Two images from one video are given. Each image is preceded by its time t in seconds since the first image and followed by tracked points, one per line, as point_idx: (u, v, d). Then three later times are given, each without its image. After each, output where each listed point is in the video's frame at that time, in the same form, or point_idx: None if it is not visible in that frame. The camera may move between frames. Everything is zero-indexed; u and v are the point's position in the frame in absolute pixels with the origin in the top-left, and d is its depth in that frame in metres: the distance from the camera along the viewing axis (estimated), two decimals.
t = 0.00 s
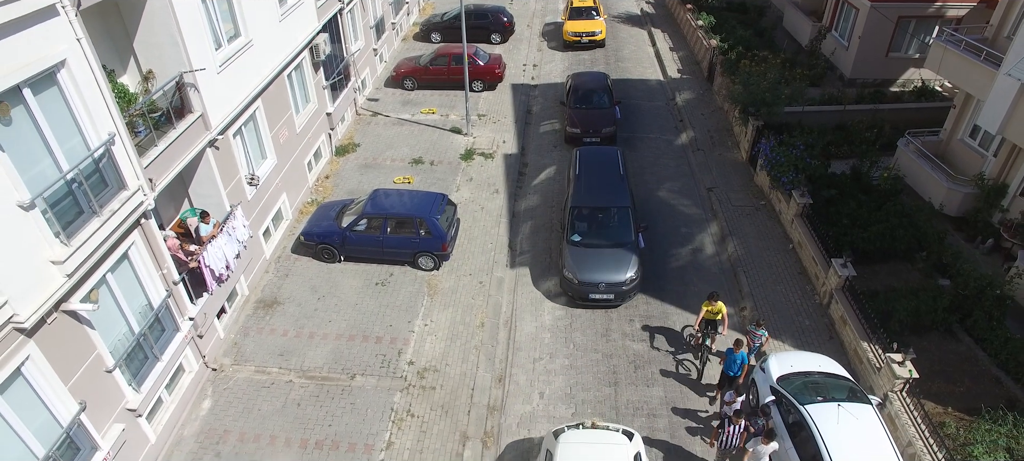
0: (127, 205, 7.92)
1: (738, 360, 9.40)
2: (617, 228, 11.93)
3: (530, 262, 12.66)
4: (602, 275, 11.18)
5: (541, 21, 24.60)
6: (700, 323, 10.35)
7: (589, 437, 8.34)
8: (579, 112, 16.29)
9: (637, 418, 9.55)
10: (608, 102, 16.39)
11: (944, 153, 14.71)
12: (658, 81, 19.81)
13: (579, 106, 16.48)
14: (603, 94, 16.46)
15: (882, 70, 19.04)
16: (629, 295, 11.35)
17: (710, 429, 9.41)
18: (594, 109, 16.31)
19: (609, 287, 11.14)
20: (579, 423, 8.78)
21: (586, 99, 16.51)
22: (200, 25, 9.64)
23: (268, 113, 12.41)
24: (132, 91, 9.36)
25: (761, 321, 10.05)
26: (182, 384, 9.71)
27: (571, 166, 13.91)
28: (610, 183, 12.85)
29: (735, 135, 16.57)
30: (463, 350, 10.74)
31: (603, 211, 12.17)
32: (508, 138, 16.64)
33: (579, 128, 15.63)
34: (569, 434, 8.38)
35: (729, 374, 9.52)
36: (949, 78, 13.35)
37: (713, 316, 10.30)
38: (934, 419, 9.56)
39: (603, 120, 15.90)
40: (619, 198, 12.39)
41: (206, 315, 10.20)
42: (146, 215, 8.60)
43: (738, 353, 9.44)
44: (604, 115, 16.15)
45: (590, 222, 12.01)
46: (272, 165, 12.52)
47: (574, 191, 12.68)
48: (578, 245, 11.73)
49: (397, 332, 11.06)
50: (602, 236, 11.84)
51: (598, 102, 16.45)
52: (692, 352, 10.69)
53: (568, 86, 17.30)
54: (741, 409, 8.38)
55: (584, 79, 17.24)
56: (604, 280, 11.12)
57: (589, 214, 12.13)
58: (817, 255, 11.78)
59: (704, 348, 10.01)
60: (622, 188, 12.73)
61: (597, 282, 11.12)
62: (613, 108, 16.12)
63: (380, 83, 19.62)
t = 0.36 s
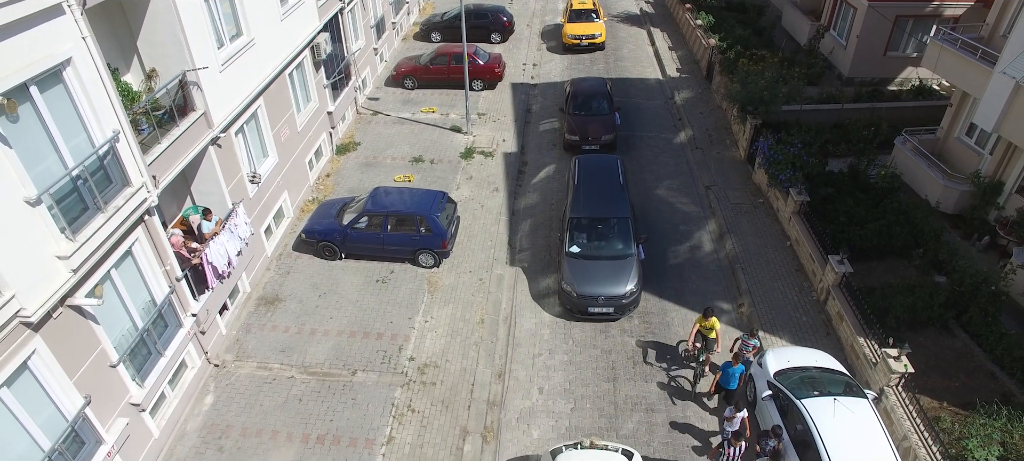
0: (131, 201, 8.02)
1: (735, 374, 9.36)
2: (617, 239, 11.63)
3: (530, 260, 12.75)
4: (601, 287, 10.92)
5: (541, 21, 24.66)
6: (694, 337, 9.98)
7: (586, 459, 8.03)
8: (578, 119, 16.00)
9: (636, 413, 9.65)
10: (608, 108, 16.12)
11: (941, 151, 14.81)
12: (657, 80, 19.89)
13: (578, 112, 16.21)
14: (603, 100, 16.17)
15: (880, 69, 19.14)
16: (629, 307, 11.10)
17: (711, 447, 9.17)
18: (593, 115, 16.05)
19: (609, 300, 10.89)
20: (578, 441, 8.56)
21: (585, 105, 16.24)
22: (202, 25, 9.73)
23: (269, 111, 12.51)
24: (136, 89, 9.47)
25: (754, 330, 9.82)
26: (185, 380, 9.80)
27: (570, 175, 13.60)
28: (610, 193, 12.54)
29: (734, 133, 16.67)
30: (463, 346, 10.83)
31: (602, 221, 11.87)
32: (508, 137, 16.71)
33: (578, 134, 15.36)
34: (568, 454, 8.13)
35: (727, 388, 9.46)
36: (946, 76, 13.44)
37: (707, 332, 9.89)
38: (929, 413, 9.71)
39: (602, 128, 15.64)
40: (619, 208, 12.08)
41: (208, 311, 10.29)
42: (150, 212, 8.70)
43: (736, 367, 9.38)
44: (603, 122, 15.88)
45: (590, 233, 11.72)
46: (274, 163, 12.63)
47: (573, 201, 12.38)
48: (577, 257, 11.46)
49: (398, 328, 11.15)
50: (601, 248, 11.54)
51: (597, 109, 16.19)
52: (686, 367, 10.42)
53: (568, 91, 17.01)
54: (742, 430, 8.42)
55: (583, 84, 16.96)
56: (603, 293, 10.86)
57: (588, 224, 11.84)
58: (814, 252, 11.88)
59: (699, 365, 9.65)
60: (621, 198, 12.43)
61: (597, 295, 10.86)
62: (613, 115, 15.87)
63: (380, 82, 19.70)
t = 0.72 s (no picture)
0: (132, 199, 8.06)
1: (739, 388, 8.73)
2: (616, 252, 11.29)
3: (530, 258, 12.77)
4: (600, 302, 10.59)
5: (540, 20, 24.65)
6: (690, 357, 9.69)
7: None
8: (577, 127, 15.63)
9: (634, 411, 9.69)
10: (608, 117, 15.69)
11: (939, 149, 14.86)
12: (656, 79, 19.91)
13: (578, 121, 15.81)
14: (603, 108, 15.78)
15: (879, 68, 19.20)
16: (630, 322, 10.76)
17: None
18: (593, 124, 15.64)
19: (609, 315, 10.55)
20: None
21: (585, 112, 15.87)
22: (203, 24, 9.76)
23: (269, 110, 12.55)
24: (136, 87, 9.49)
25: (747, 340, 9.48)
26: (185, 377, 9.83)
27: (568, 185, 13.23)
28: (609, 204, 12.16)
29: (733, 132, 16.70)
30: (463, 344, 10.85)
31: (602, 234, 11.51)
32: (507, 136, 16.72)
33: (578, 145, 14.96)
34: None
35: (730, 404, 8.82)
36: (944, 75, 13.48)
37: (702, 351, 9.64)
38: (926, 410, 9.81)
39: (602, 137, 15.24)
40: (619, 220, 11.72)
41: (208, 309, 10.33)
42: (150, 210, 8.73)
43: (739, 382, 8.79)
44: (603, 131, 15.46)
45: (589, 245, 11.37)
46: (274, 161, 12.67)
47: (572, 212, 12.02)
48: (576, 270, 11.12)
49: (397, 326, 11.19)
50: (600, 261, 11.19)
51: (597, 117, 15.78)
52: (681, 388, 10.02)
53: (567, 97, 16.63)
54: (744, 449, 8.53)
55: (583, 91, 16.52)
56: (603, 308, 10.52)
57: (587, 236, 11.50)
58: (812, 250, 11.92)
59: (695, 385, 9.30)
60: (621, 209, 12.05)
61: (596, 310, 10.53)
62: (613, 124, 15.47)
63: (380, 81, 19.72)
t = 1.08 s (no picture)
0: (133, 198, 8.08)
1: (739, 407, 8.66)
2: (617, 266, 10.94)
3: (530, 257, 12.77)
4: (601, 318, 10.26)
5: (540, 20, 24.62)
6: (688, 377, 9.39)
7: None
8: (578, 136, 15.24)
9: (635, 409, 9.71)
10: (609, 125, 15.34)
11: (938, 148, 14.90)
12: (656, 79, 19.92)
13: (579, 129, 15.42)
14: (603, 117, 15.40)
15: (878, 67, 19.23)
16: (631, 339, 10.42)
17: None
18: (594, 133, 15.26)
19: (609, 332, 10.21)
20: None
21: (585, 120, 15.50)
22: (204, 23, 9.78)
23: (270, 109, 12.57)
24: (137, 87, 9.51)
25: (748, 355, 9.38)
26: (187, 376, 9.85)
27: (568, 196, 12.88)
28: (609, 216, 11.80)
29: (733, 131, 16.72)
30: (464, 342, 10.87)
31: (602, 247, 11.16)
32: (507, 135, 16.72)
33: (578, 155, 14.57)
34: None
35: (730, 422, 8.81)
36: (943, 74, 13.50)
37: (701, 370, 9.38)
38: (926, 408, 9.88)
39: (603, 147, 14.86)
40: (619, 233, 11.36)
41: (210, 308, 10.34)
42: (152, 209, 8.75)
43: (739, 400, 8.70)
44: (604, 140, 15.10)
45: (588, 258, 11.03)
46: (275, 161, 12.70)
47: (571, 224, 11.68)
48: (575, 285, 10.78)
49: (398, 325, 11.21)
50: (601, 276, 10.85)
51: (598, 125, 15.40)
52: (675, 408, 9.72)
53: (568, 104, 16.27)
54: None
55: (583, 98, 16.16)
56: (602, 325, 10.18)
57: (587, 250, 11.15)
58: (812, 248, 11.96)
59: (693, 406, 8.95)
60: (623, 221, 11.68)
61: (596, 327, 10.19)
62: (614, 133, 15.11)
63: (380, 81, 19.73)
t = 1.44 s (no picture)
0: (134, 197, 8.10)
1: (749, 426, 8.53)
2: (618, 279, 10.62)
3: (529, 255, 12.76)
4: (601, 334, 9.92)
5: (539, 19, 24.60)
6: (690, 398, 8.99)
7: None
8: (577, 144, 14.80)
9: (635, 407, 9.73)
10: (609, 132, 14.97)
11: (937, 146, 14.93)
12: (655, 77, 19.93)
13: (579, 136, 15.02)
14: (603, 124, 15.00)
15: (877, 66, 19.27)
16: (632, 356, 10.07)
17: None
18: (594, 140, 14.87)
19: (609, 348, 9.86)
20: None
21: (584, 127, 15.11)
22: (204, 22, 9.78)
23: (270, 109, 12.59)
24: (138, 86, 9.51)
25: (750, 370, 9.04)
26: (187, 375, 9.86)
27: (568, 205, 12.54)
28: (610, 227, 11.46)
29: (732, 130, 16.72)
30: (464, 340, 10.87)
31: (602, 260, 10.84)
32: (507, 134, 16.71)
33: (578, 163, 14.17)
34: None
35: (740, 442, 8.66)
36: (941, 72, 13.53)
37: (703, 390, 8.98)
38: (925, 405, 9.93)
39: (603, 155, 14.48)
40: (621, 245, 11.03)
41: (210, 306, 10.35)
42: (152, 207, 8.77)
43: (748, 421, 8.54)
44: (605, 148, 14.72)
45: (589, 271, 10.71)
46: (275, 160, 12.71)
47: (571, 235, 11.35)
48: (574, 299, 10.46)
49: (398, 324, 11.22)
50: (601, 289, 10.52)
51: (597, 132, 15.01)
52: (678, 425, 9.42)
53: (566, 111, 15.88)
54: None
55: (583, 103, 15.80)
56: (602, 341, 9.84)
57: (587, 262, 10.83)
58: (811, 246, 11.98)
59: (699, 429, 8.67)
60: (624, 232, 11.35)
61: (596, 343, 9.85)
62: (614, 140, 14.70)
63: (379, 80, 19.71)
